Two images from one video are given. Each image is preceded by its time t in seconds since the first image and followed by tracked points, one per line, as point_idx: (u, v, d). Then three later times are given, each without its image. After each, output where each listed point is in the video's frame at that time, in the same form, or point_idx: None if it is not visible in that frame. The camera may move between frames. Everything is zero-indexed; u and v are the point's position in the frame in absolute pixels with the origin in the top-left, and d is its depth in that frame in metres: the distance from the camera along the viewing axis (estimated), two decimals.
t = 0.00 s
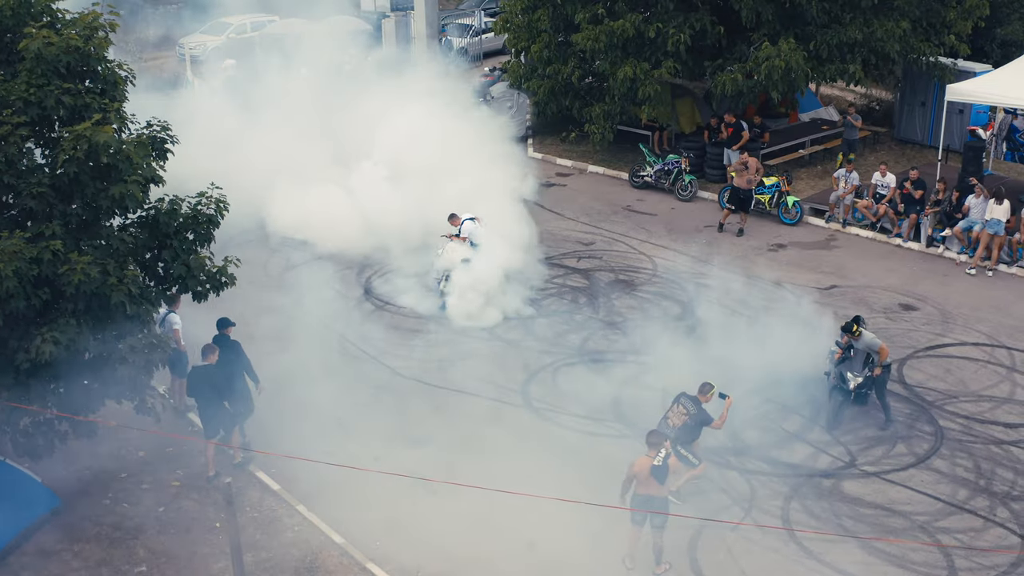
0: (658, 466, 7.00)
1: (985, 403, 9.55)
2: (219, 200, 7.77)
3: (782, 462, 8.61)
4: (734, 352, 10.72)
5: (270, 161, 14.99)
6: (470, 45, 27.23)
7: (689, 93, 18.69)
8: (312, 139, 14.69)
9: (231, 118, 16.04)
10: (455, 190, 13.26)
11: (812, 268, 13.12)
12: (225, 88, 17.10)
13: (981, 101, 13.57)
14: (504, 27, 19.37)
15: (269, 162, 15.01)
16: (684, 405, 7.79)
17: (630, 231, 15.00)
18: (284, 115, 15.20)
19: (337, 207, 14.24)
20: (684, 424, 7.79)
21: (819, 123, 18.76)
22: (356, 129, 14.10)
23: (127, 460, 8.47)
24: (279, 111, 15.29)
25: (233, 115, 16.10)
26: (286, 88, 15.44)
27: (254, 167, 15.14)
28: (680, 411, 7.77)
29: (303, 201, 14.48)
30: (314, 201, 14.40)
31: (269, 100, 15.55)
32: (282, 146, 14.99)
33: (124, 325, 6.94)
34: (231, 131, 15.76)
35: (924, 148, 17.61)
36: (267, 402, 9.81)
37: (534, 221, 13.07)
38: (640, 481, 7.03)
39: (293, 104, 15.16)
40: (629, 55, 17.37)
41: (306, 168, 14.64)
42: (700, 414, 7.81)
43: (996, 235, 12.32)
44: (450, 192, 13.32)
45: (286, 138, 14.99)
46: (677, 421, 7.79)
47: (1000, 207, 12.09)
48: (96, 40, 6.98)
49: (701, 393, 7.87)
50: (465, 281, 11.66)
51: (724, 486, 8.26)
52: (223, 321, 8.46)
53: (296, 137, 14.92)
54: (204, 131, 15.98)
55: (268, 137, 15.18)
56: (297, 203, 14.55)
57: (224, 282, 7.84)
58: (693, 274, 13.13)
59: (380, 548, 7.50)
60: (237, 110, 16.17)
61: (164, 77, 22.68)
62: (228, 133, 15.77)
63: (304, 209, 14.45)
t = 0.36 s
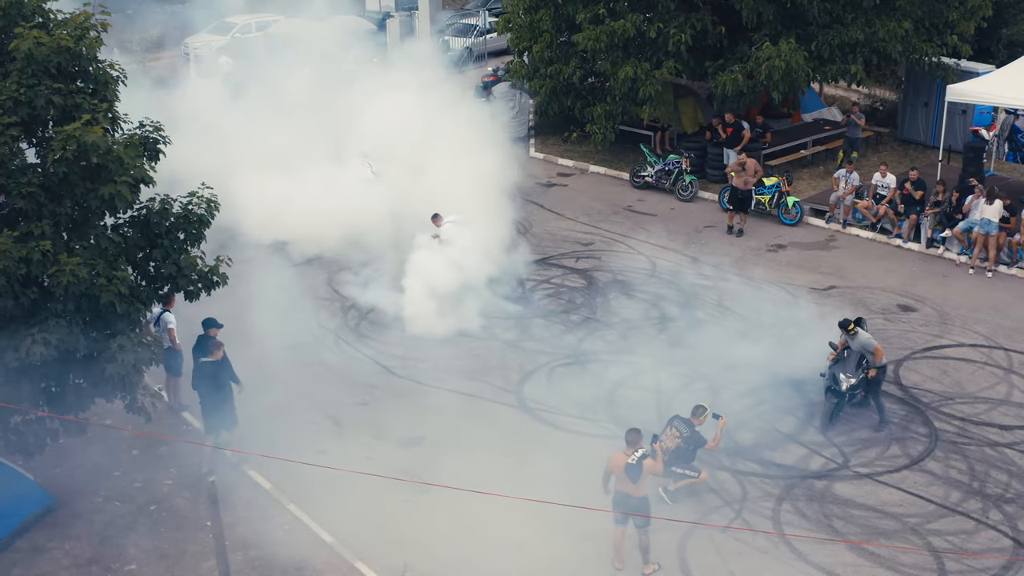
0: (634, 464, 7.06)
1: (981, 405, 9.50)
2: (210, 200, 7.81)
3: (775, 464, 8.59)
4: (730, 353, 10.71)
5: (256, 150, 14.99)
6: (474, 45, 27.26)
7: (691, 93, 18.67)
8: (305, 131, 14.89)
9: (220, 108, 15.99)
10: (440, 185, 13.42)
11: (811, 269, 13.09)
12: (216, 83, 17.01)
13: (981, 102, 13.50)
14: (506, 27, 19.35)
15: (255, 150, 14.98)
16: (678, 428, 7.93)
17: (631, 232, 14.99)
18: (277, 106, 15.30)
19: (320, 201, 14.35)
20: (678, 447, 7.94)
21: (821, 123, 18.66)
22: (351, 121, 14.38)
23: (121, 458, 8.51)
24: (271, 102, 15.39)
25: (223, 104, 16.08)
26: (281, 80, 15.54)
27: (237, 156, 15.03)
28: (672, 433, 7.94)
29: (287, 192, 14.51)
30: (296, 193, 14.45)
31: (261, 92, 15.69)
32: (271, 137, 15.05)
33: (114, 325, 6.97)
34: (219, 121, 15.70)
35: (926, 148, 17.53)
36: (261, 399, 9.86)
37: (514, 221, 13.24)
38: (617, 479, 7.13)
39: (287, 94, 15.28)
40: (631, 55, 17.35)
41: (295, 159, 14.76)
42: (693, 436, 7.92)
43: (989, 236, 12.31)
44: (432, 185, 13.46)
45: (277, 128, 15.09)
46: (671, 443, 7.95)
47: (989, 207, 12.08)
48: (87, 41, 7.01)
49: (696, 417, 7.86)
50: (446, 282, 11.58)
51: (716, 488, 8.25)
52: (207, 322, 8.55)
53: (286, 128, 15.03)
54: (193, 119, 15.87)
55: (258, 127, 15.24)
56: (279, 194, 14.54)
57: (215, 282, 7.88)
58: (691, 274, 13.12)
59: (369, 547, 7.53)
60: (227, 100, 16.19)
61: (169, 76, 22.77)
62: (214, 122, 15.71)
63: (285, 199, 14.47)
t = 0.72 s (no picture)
0: (612, 462, 7.11)
1: (977, 407, 9.45)
2: (200, 199, 7.88)
3: (766, 465, 8.58)
4: (725, 355, 10.71)
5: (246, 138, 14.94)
6: (480, 45, 27.35)
7: (694, 94, 18.64)
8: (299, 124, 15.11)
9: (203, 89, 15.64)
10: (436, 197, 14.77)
11: (810, 269, 13.06)
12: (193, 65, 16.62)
13: (982, 103, 13.44)
14: (508, 27, 19.49)
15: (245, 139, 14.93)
16: (670, 437, 7.88)
17: (630, 232, 14.98)
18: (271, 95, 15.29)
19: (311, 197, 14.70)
20: (670, 456, 7.87)
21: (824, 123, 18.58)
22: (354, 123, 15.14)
23: (114, 457, 8.54)
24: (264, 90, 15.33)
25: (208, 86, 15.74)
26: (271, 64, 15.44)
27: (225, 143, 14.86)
28: (664, 442, 7.90)
29: (277, 184, 14.67)
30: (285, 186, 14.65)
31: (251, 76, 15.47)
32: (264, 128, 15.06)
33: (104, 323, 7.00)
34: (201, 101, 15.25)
35: (930, 149, 17.46)
36: (258, 397, 9.90)
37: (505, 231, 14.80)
38: (601, 481, 7.17)
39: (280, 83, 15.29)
40: (632, 55, 17.33)
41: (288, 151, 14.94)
42: (685, 444, 7.86)
43: (987, 236, 12.28)
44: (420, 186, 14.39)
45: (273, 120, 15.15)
46: (663, 453, 7.89)
47: (986, 208, 12.05)
48: (79, 41, 7.05)
49: (685, 424, 7.83)
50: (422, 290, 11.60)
51: (707, 489, 8.24)
52: (194, 318, 8.51)
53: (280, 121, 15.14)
54: (175, 100, 15.34)
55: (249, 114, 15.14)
56: (266, 185, 14.68)
57: (206, 280, 7.94)
58: (689, 275, 13.10)
59: (359, 546, 7.55)
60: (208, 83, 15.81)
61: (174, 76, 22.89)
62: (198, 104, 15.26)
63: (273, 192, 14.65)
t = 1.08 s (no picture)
0: (604, 464, 7.11)
1: (972, 409, 9.40)
2: (191, 198, 7.94)
3: (758, 466, 8.56)
4: (721, 357, 10.69)
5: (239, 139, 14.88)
6: (487, 45, 27.48)
7: (698, 94, 18.59)
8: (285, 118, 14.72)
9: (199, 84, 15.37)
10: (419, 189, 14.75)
11: (809, 270, 13.02)
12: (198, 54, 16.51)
13: (984, 104, 13.36)
14: (513, 27, 19.39)
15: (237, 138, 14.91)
16: (662, 440, 7.87)
17: (631, 232, 14.96)
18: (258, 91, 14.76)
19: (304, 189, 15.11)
20: (662, 458, 7.85)
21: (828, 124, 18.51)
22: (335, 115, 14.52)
23: (108, 455, 8.58)
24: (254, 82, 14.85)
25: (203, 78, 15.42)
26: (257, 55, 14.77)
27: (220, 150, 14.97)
28: (655, 443, 7.88)
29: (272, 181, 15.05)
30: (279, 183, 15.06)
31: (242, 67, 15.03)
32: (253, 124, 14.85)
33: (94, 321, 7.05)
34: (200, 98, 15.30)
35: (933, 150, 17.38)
36: (254, 397, 9.93)
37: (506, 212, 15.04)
38: (593, 482, 7.17)
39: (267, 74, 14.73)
40: (635, 55, 17.33)
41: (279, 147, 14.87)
42: (676, 446, 7.85)
43: (987, 238, 12.21)
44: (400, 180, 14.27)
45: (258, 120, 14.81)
46: (654, 454, 7.86)
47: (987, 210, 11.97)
48: (70, 41, 7.09)
49: (675, 425, 7.80)
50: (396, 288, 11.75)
51: (697, 490, 8.23)
52: (180, 314, 8.55)
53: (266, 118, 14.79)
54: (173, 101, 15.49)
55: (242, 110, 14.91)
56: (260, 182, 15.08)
57: (198, 279, 7.99)
58: (688, 275, 13.08)
59: (348, 545, 7.55)
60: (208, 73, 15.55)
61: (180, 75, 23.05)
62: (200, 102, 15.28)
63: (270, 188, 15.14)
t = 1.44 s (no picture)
0: (601, 470, 7.07)
1: (967, 411, 9.34)
2: (185, 198, 7.90)
3: (750, 467, 8.55)
4: (716, 358, 10.68)
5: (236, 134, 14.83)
6: (492, 44, 27.52)
7: (701, 94, 18.56)
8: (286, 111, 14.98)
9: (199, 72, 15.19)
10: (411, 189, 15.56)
11: (808, 272, 12.97)
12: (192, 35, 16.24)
13: (987, 105, 13.28)
14: (515, 27, 19.40)
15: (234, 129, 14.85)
16: (650, 441, 7.90)
17: (631, 232, 14.95)
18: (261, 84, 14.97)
19: (299, 180, 15.13)
20: (650, 459, 7.88)
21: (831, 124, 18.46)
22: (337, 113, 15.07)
23: (102, 452, 8.63)
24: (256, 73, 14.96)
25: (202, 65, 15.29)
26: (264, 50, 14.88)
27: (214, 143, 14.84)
28: (644, 444, 7.91)
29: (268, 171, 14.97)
30: (274, 173, 15.06)
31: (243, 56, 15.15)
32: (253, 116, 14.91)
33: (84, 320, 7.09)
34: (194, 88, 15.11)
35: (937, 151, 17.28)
36: (250, 395, 9.97)
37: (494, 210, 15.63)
38: (589, 486, 7.15)
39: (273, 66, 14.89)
40: (637, 55, 17.29)
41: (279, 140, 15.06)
42: (664, 447, 7.89)
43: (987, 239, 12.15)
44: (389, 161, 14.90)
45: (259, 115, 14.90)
46: (643, 455, 7.90)
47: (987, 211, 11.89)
48: (61, 40, 7.10)
49: (665, 425, 7.81)
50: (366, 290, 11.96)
51: (687, 490, 8.22)
52: (169, 311, 8.59)
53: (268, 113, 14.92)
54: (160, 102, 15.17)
55: (240, 104, 14.91)
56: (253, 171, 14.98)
57: (190, 279, 7.99)
58: (687, 276, 13.06)
59: (336, 543, 7.58)
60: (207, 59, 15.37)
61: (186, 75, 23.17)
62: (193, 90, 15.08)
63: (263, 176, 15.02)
